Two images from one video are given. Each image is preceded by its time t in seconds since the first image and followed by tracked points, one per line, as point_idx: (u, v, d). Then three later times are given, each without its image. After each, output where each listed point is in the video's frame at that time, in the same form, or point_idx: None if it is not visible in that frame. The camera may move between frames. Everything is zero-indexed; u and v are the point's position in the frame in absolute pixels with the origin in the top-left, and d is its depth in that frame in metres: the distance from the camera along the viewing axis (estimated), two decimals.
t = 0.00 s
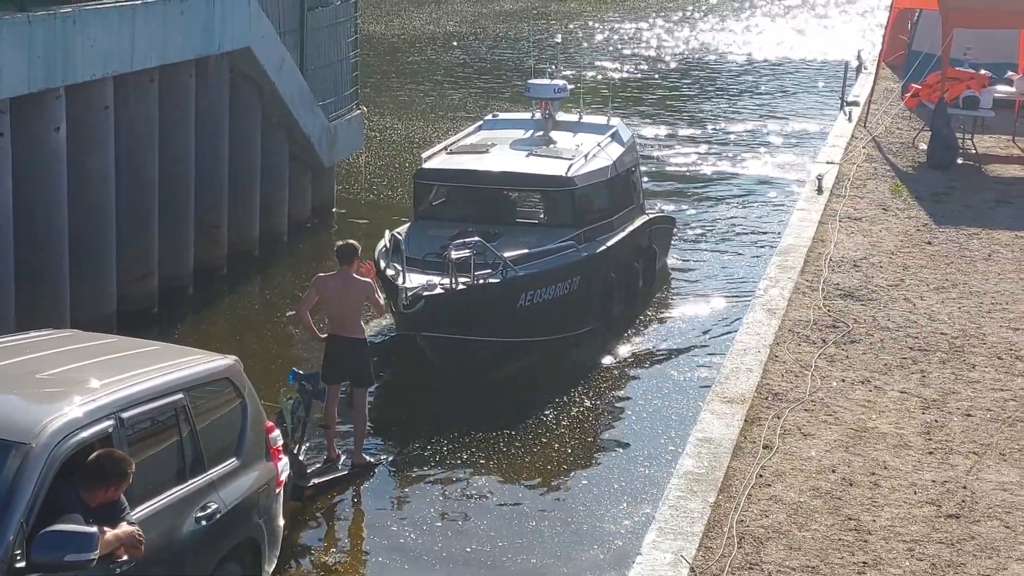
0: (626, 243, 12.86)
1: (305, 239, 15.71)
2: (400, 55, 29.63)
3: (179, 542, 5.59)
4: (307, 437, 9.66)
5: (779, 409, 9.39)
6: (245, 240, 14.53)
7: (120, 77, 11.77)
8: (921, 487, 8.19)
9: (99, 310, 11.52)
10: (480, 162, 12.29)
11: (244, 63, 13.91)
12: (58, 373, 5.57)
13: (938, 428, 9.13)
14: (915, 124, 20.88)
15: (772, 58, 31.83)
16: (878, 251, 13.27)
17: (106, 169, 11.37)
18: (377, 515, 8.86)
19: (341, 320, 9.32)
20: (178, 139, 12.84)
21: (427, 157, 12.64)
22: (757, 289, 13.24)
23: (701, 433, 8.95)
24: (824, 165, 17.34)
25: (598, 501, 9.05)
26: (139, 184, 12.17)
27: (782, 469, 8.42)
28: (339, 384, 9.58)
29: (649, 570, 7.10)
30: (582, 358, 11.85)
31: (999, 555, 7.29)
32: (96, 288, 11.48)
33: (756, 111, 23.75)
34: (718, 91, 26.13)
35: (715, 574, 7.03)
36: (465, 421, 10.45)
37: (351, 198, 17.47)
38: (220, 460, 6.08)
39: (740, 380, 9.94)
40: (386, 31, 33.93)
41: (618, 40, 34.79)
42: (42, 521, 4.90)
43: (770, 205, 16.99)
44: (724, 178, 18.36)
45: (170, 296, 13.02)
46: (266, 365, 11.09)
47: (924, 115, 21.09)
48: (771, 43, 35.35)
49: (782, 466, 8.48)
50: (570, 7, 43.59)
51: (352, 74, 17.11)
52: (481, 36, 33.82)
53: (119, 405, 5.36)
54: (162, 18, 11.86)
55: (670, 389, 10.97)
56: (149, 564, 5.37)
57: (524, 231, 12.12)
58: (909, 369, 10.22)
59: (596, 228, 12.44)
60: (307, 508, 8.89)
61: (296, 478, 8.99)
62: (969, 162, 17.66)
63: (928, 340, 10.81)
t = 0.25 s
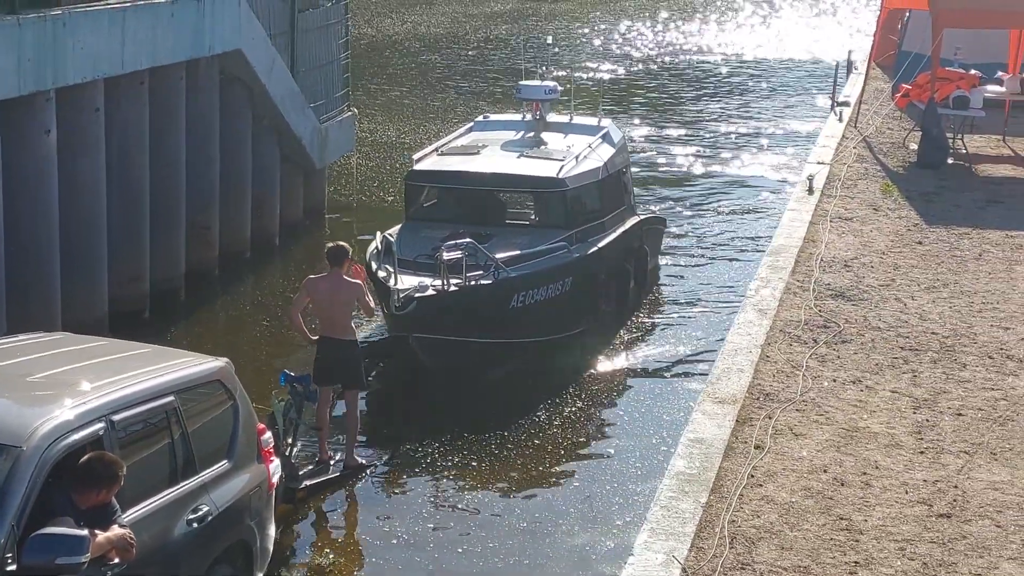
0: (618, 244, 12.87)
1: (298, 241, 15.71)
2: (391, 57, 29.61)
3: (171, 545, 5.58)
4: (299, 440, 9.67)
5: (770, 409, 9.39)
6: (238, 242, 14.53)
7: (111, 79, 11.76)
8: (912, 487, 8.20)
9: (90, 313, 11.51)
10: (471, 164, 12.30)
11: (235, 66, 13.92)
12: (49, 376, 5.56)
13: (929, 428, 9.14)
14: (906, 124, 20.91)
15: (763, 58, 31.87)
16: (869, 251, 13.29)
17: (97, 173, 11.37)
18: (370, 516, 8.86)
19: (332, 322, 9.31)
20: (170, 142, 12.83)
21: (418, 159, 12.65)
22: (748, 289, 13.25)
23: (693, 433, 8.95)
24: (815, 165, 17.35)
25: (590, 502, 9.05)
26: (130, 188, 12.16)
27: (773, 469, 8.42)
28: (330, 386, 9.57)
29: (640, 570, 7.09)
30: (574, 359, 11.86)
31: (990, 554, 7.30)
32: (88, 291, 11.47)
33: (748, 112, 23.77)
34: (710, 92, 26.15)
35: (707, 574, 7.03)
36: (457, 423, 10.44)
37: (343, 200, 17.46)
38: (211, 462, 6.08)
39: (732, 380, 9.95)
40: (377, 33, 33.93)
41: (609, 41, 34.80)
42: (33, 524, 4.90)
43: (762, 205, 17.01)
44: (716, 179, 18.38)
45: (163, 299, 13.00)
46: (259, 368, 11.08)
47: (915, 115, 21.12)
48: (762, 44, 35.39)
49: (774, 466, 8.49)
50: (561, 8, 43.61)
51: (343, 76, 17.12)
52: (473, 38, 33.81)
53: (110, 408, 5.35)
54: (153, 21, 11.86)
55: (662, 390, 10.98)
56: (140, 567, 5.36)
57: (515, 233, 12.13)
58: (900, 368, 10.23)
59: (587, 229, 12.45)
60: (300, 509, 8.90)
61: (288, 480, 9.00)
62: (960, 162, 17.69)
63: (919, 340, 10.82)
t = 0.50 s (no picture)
0: (613, 246, 12.86)
1: (293, 244, 15.70)
2: (385, 60, 29.59)
3: (165, 549, 5.58)
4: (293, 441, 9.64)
5: (765, 410, 9.37)
6: (232, 245, 14.51)
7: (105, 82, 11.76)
8: (907, 488, 8.19)
9: (84, 316, 11.50)
10: (465, 166, 12.29)
11: (229, 69, 13.92)
12: (42, 380, 5.54)
13: (924, 428, 9.14)
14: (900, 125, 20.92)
15: (757, 60, 31.89)
16: (864, 252, 13.28)
17: (90, 175, 11.36)
18: (365, 518, 8.85)
19: (326, 324, 9.27)
20: (163, 145, 12.83)
21: (413, 161, 12.64)
22: (743, 291, 13.25)
23: (688, 435, 8.93)
24: (809, 166, 17.35)
25: (585, 505, 9.04)
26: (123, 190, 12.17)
27: (768, 470, 8.41)
28: (326, 389, 9.54)
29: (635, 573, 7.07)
30: (569, 362, 11.85)
31: (985, 555, 7.29)
32: (82, 295, 11.46)
33: (742, 113, 23.77)
34: (705, 93, 26.15)
35: None
36: (451, 426, 10.43)
37: (338, 203, 17.44)
38: (206, 465, 6.06)
39: (727, 382, 9.93)
40: (371, 36, 33.90)
41: (603, 43, 34.80)
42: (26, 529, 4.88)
43: (757, 207, 17.00)
44: (711, 181, 18.37)
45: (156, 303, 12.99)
46: (253, 371, 11.07)
47: (909, 116, 21.13)
48: (755, 45, 35.40)
49: (769, 467, 8.47)
50: (555, 10, 43.62)
51: (337, 79, 17.11)
52: (467, 40, 33.80)
53: (104, 411, 5.34)
54: (146, 23, 11.85)
55: (656, 392, 10.97)
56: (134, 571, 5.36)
57: (509, 234, 12.14)
58: (895, 369, 10.23)
59: (582, 231, 12.45)
60: (295, 511, 8.90)
61: (282, 483, 8.97)
62: (954, 163, 17.69)
63: (914, 341, 10.82)
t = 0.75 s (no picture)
0: (608, 248, 12.87)
1: (289, 247, 15.71)
2: (380, 63, 29.56)
3: (159, 553, 5.58)
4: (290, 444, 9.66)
5: (761, 412, 9.36)
6: (227, 248, 14.51)
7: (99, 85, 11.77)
8: (903, 489, 8.20)
9: (80, 319, 11.50)
10: (460, 169, 12.30)
11: (224, 72, 13.93)
12: (37, 384, 5.54)
13: (920, 430, 9.15)
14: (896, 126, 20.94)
15: (751, 62, 31.91)
16: (859, 254, 13.30)
17: (85, 178, 11.37)
18: (361, 520, 8.86)
19: (323, 328, 9.25)
20: (158, 148, 12.83)
21: (408, 164, 12.65)
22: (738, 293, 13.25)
23: (684, 437, 8.91)
24: (805, 168, 17.36)
25: (580, 507, 9.04)
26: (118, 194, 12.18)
27: (764, 472, 8.41)
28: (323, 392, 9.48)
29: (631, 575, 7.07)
30: (565, 364, 11.86)
31: (981, 556, 7.30)
32: (78, 298, 11.46)
33: (738, 115, 23.78)
34: (700, 95, 26.16)
35: None
36: (446, 429, 10.43)
37: (334, 206, 17.44)
38: (202, 469, 6.07)
39: (722, 384, 9.92)
40: (365, 39, 33.89)
41: (598, 45, 34.80)
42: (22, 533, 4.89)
43: (753, 209, 17.00)
44: (707, 183, 18.37)
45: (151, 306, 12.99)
46: (249, 374, 11.06)
47: (904, 117, 21.15)
48: (750, 47, 35.43)
49: (764, 469, 8.47)
50: (550, 13, 43.63)
51: (332, 82, 17.13)
52: (462, 43, 33.78)
53: (99, 415, 5.34)
54: (142, 27, 11.85)
55: (651, 395, 10.98)
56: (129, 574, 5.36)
57: (505, 237, 12.16)
58: (891, 371, 10.24)
59: (578, 233, 12.46)
60: (292, 513, 8.92)
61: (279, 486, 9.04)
62: (949, 164, 17.72)
63: (909, 342, 10.83)
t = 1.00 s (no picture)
0: (605, 251, 12.88)
1: (286, 249, 15.71)
2: (376, 65, 29.54)
3: (156, 556, 5.58)
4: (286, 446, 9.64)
5: (758, 414, 9.36)
6: (224, 250, 14.51)
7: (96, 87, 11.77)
8: (900, 491, 8.20)
9: (77, 321, 11.49)
10: (457, 171, 12.31)
11: (221, 74, 13.95)
12: (34, 387, 5.53)
13: (916, 432, 9.16)
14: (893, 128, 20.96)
15: (748, 64, 31.93)
16: (855, 256, 13.31)
17: (82, 181, 11.38)
18: (358, 523, 8.86)
19: (321, 331, 9.25)
20: (155, 150, 12.83)
21: (405, 166, 12.67)
22: (735, 295, 13.25)
23: (681, 439, 8.90)
24: (801, 170, 17.37)
25: (577, 510, 9.03)
26: (115, 196, 12.19)
27: (761, 474, 8.40)
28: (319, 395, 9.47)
29: None
30: (561, 367, 11.86)
31: (977, 558, 7.30)
32: (75, 300, 11.46)
33: (734, 117, 23.78)
34: (696, 97, 26.16)
35: None
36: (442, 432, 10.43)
37: (331, 208, 17.45)
38: (199, 471, 6.07)
39: (719, 386, 9.92)
40: (362, 41, 33.87)
41: (594, 47, 34.80)
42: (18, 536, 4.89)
43: (750, 211, 17.00)
44: (704, 185, 18.37)
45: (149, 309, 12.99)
46: (246, 377, 11.06)
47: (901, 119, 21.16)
48: (747, 49, 35.45)
49: (761, 471, 8.46)
50: (546, 15, 43.65)
51: (329, 84, 17.14)
52: (458, 45, 33.77)
53: (96, 418, 5.34)
54: (139, 29, 11.86)
55: (648, 397, 10.98)
56: None
57: (502, 239, 12.17)
58: (887, 373, 10.24)
59: (574, 236, 12.47)
60: (289, 516, 8.91)
61: (275, 489, 9.05)
62: (946, 166, 17.73)
63: (905, 344, 10.84)
